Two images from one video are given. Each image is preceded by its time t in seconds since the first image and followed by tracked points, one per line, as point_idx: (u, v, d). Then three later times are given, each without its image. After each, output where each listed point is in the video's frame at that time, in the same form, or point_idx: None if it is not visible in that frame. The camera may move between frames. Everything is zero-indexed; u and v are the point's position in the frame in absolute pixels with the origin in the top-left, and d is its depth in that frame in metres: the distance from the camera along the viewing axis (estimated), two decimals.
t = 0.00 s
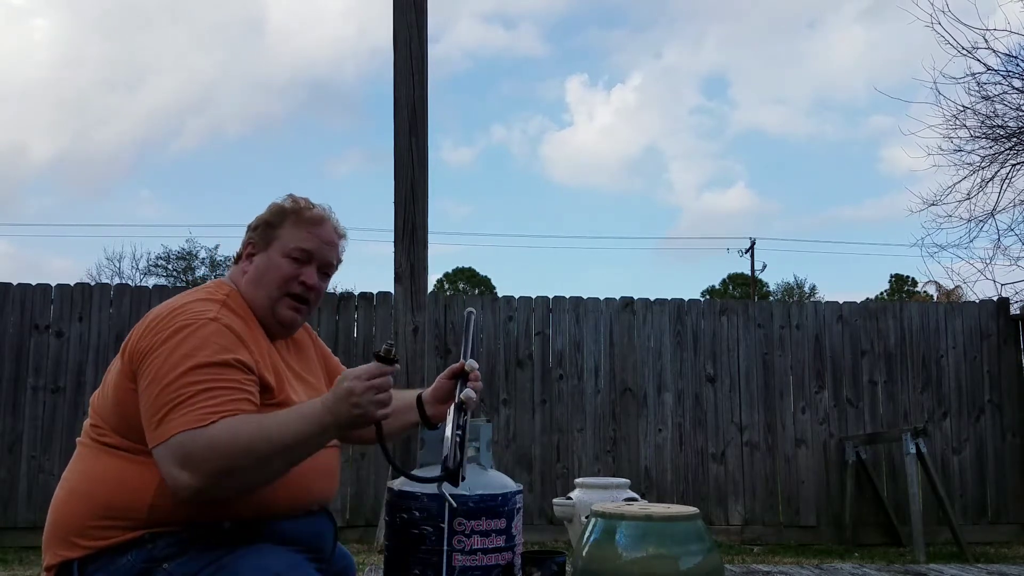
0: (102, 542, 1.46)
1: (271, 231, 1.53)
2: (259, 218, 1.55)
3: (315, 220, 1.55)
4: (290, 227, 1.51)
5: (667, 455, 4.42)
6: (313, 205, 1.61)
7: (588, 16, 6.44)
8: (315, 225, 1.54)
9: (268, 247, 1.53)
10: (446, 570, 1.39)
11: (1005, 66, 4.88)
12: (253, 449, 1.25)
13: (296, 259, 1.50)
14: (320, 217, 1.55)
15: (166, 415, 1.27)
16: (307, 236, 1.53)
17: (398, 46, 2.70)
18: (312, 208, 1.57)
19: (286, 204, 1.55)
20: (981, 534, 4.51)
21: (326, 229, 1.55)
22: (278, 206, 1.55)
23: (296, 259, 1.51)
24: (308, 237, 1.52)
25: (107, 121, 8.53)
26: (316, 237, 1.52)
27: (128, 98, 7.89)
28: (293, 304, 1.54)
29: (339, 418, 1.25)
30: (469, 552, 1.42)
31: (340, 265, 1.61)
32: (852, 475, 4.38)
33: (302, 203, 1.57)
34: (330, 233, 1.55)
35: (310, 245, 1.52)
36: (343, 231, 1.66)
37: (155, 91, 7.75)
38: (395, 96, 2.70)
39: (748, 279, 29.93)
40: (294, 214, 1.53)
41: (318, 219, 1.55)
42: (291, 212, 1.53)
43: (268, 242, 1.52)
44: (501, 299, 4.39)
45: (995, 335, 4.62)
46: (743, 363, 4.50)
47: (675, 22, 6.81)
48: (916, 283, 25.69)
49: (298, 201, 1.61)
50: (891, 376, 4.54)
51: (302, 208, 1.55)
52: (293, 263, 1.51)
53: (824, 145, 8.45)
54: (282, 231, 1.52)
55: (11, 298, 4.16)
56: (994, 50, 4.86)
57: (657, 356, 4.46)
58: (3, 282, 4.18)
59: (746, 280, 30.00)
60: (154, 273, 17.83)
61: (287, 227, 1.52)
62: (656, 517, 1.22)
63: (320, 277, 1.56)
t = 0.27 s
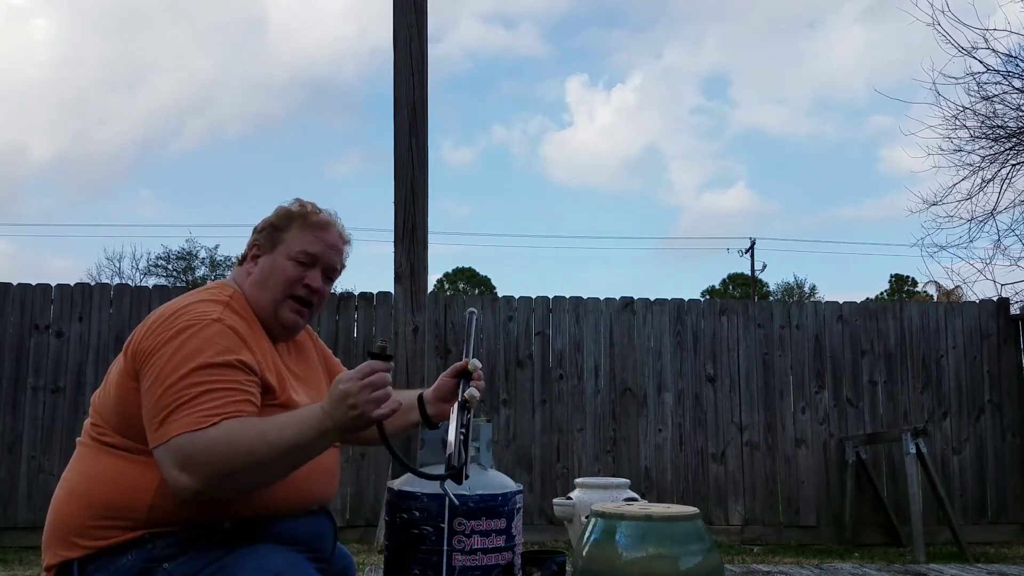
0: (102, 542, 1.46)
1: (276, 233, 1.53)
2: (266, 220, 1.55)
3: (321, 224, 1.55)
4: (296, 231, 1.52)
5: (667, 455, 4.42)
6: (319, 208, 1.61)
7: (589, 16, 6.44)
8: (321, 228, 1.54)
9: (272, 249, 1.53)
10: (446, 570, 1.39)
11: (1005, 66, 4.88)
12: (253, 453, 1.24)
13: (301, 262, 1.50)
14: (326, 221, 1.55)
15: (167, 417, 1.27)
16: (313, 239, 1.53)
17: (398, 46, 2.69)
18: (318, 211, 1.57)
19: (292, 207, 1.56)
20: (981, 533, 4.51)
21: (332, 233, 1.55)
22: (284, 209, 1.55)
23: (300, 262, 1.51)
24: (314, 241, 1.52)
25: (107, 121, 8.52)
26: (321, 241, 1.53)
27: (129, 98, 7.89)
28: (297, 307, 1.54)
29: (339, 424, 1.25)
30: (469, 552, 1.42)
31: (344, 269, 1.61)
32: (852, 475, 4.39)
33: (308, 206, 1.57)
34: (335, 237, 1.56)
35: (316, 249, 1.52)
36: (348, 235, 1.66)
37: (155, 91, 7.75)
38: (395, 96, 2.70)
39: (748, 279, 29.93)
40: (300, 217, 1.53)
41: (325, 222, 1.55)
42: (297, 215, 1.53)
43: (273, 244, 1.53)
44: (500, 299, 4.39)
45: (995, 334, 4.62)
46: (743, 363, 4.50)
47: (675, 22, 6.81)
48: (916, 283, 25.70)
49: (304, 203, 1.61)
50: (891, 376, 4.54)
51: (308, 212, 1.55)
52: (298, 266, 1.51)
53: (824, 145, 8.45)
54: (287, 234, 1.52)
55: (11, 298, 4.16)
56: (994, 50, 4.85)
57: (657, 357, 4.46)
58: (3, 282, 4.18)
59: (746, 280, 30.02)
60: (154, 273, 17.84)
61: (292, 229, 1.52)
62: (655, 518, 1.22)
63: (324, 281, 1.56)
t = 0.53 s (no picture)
0: (101, 542, 1.45)
1: (273, 232, 1.53)
2: (262, 219, 1.56)
3: (318, 223, 1.55)
4: (293, 229, 1.52)
5: (667, 455, 4.42)
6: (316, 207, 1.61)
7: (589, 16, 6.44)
8: (317, 227, 1.54)
9: (270, 248, 1.53)
10: (446, 570, 1.39)
11: (1005, 66, 4.88)
12: (252, 456, 1.24)
13: (298, 261, 1.51)
14: (323, 220, 1.55)
15: (166, 417, 1.27)
16: (309, 238, 1.53)
17: (398, 46, 2.69)
18: (315, 210, 1.57)
19: (289, 205, 1.56)
20: (981, 533, 4.51)
21: (328, 232, 1.55)
22: (281, 207, 1.56)
23: (297, 260, 1.51)
24: (311, 239, 1.52)
25: (107, 121, 8.52)
26: (318, 239, 1.53)
27: (129, 98, 7.88)
28: (294, 306, 1.54)
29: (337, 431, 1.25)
30: (469, 552, 1.41)
31: (341, 267, 1.61)
32: (852, 475, 4.38)
33: (305, 205, 1.57)
34: (332, 236, 1.56)
35: (313, 248, 1.52)
36: (346, 234, 1.66)
37: (155, 91, 7.75)
38: (395, 96, 2.70)
39: (748, 279, 29.93)
40: (297, 216, 1.54)
41: (321, 221, 1.56)
42: (294, 214, 1.54)
43: (270, 243, 1.53)
44: (501, 299, 4.39)
45: (995, 334, 4.62)
46: (743, 363, 4.50)
47: (675, 22, 6.81)
48: (916, 283, 25.69)
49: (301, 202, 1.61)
50: (891, 376, 4.54)
51: (306, 211, 1.56)
52: (295, 265, 1.51)
53: (824, 145, 8.45)
54: (284, 233, 1.52)
55: (11, 298, 4.16)
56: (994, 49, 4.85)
57: (657, 356, 4.46)
58: (3, 282, 4.18)
59: (745, 280, 30.01)
60: (154, 273, 17.84)
61: (289, 228, 1.52)
62: (655, 518, 1.22)
63: (322, 279, 1.56)
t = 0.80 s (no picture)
0: (99, 543, 1.46)
1: (271, 233, 1.53)
2: (261, 219, 1.56)
3: (316, 223, 1.55)
4: (291, 230, 1.52)
5: (667, 455, 4.42)
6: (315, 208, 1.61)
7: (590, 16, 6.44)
8: (315, 228, 1.54)
9: (268, 248, 1.53)
10: (446, 570, 1.39)
11: (1005, 65, 4.88)
12: (247, 460, 1.24)
13: (296, 261, 1.51)
14: (320, 221, 1.55)
15: (162, 417, 1.27)
16: (307, 239, 1.53)
17: (398, 46, 2.69)
18: (313, 211, 1.57)
19: (288, 206, 1.56)
20: (981, 533, 4.51)
21: (326, 233, 1.55)
22: (280, 208, 1.56)
23: (294, 261, 1.51)
24: (308, 240, 1.52)
25: (107, 121, 8.52)
26: (315, 239, 1.53)
27: (129, 98, 7.88)
28: (292, 307, 1.54)
29: (333, 437, 1.25)
30: (468, 552, 1.42)
31: (340, 270, 1.61)
32: (852, 475, 4.39)
33: (304, 206, 1.57)
34: (330, 237, 1.56)
35: (310, 248, 1.52)
36: (345, 236, 1.66)
37: (156, 91, 7.75)
38: (395, 96, 2.70)
39: (748, 279, 29.90)
40: (295, 217, 1.54)
41: (320, 222, 1.55)
42: (292, 214, 1.54)
43: (268, 243, 1.53)
44: (500, 299, 4.39)
45: (995, 334, 4.62)
46: (743, 363, 4.50)
47: (675, 22, 6.81)
48: (916, 283, 25.69)
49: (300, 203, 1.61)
50: (891, 376, 4.54)
51: (304, 212, 1.56)
52: (292, 265, 1.51)
53: (824, 145, 8.45)
54: (282, 233, 1.52)
55: (11, 298, 4.16)
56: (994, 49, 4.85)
57: (657, 356, 4.46)
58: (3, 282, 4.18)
59: (745, 280, 30.02)
60: (154, 273, 17.84)
61: (286, 229, 1.52)
62: (655, 518, 1.22)
63: (319, 281, 1.55)
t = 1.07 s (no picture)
0: (98, 544, 1.45)
1: (271, 233, 1.53)
2: (260, 220, 1.56)
3: (315, 224, 1.55)
4: (290, 231, 1.52)
5: (667, 455, 4.42)
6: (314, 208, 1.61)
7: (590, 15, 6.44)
8: (315, 229, 1.54)
9: (267, 249, 1.53)
10: (446, 570, 1.39)
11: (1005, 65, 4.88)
12: (246, 459, 1.24)
13: (295, 262, 1.50)
14: (319, 221, 1.55)
15: (162, 416, 1.27)
16: (307, 239, 1.53)
17: (398, 46, 2.69)
18: (312, 211, 1.57)
19: (287, 206, 1.56)
20: (981, 533, 4.51)
21: (325, 233, 1.55)
22: (279, 208, 1.56)
23: (294, 261, 1.51)
24: (308, 241, 1.52)
25: (107, 121, 8.53)
26: (314, 240, 1.53)
27: (129, 97, 7.88)
28: (291, 307, 1.54)
29: (332, 435, 1.25)
30: (469, 552, 1.42)
31: (339, 270, 1.61)
32: (852, 475, 4.39)
33: (304, 206, 1.57)
34: (329, 237, 1.55)
35: (309, 249, 1.52)
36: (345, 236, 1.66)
37: (156, 91, 7.75)
38: (395, 96, 2.70)
39: (748, 279, 29.91)
40: (295, 217, 1.54)
41: (319, 222, 1.55)
42: (291, 215, 1.54)
43: (268, 244, 1.53)
44: (500, 299, 4.39)
45: (995, 334, 4.62)
46: (743, 363, 4.50)
47: (675, 22, 6.81)
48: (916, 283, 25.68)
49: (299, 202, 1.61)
50: (891, 376, 4.54)
51: (304, 212, 1.55)
52: (292, 266, 1.51)
53: (824, 145, 8.45)
54: (281, 234, 1.52)
55: (11, 298, 4.16)
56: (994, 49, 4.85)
57: (657, 356, 4.46)
58: (3, 282, 4.18)
59: (745, 280, 30.02)
60: (154, 273, 17.85)
61: (286, 229, 1.52)
62: (655, 517, 1.22)
63: (319, 281, 1.55)
